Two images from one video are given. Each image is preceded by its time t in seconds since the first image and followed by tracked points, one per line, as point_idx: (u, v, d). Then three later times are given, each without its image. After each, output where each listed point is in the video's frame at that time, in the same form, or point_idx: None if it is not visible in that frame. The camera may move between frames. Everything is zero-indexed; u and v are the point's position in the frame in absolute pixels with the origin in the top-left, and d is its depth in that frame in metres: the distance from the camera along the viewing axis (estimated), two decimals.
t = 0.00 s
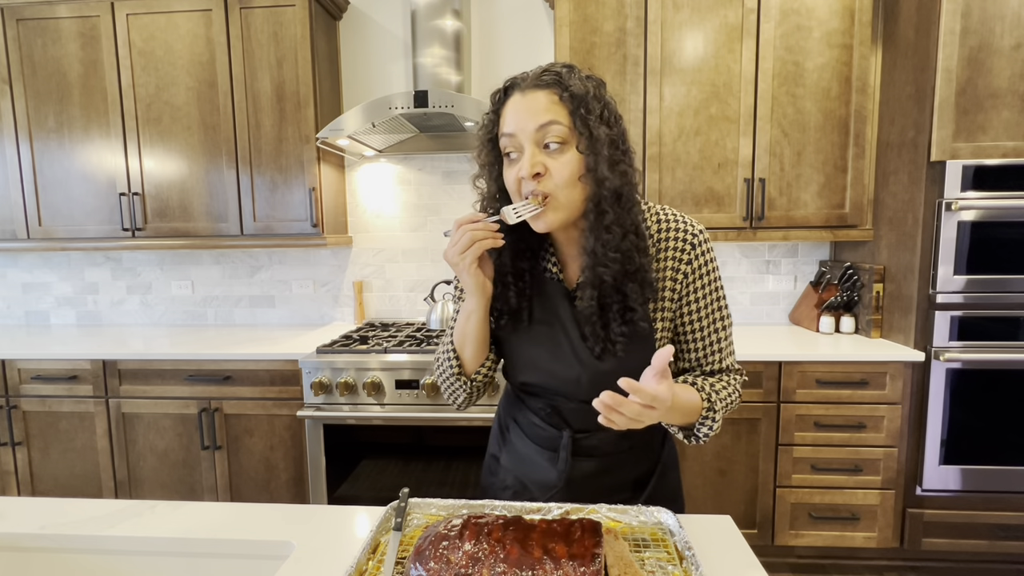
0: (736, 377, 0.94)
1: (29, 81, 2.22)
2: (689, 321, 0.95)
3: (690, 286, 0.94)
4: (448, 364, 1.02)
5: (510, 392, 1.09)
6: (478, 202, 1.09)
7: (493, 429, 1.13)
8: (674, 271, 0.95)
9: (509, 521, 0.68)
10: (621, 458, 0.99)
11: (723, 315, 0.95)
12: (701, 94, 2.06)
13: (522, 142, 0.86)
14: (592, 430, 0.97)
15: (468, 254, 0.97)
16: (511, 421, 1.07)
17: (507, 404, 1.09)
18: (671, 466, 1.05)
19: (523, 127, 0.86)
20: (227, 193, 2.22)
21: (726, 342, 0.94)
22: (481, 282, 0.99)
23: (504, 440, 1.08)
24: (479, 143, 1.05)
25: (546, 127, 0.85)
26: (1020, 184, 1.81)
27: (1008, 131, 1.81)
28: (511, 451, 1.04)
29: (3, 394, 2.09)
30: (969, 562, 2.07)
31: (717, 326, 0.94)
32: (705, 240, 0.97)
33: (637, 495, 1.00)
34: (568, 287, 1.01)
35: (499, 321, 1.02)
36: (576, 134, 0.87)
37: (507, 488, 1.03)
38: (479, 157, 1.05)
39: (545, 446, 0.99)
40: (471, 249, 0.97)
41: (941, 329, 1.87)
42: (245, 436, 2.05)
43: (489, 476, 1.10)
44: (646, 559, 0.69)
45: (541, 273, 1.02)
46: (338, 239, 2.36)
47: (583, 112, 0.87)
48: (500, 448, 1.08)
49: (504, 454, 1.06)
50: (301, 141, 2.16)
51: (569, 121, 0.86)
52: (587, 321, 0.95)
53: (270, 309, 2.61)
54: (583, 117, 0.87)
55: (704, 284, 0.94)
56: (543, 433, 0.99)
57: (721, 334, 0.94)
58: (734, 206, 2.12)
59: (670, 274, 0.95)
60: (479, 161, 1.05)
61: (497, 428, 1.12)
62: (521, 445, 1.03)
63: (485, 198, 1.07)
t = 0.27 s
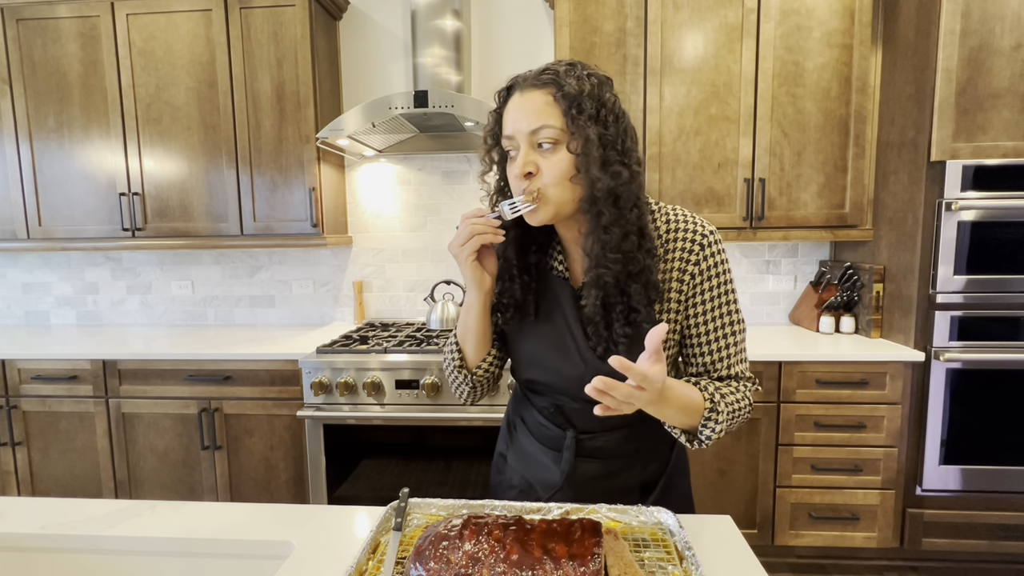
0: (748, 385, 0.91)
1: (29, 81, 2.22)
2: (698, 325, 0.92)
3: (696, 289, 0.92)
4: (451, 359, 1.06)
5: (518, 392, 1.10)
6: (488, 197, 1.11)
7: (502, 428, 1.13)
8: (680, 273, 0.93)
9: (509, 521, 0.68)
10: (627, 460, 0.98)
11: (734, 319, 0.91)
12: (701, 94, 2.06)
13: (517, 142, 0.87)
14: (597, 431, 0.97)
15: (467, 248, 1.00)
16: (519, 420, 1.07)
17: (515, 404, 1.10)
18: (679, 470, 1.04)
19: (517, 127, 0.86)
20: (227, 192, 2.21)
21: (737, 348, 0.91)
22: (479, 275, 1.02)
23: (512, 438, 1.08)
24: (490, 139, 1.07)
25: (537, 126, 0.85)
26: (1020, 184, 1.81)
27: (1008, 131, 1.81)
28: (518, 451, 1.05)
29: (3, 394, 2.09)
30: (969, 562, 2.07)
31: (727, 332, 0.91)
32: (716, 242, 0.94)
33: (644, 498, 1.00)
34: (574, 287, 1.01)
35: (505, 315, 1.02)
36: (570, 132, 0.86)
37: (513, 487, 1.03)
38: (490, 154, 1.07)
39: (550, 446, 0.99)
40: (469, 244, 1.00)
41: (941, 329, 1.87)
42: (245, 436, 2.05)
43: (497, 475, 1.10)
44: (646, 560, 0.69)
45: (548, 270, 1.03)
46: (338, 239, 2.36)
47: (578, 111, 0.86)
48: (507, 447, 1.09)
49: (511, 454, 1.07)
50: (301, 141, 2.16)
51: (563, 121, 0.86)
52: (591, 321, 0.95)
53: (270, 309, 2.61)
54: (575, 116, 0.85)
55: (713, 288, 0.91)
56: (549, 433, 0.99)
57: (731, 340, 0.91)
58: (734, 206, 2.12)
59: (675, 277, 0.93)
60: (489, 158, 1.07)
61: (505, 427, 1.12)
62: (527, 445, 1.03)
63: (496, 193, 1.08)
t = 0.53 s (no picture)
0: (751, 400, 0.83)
1: (29, 81, 2.22)
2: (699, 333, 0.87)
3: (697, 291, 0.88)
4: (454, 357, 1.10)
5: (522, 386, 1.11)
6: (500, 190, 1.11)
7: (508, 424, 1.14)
8: (681, 275, 0.90)
9: (509, 521, 0.68)
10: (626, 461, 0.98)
11: (737, 330, 0.86)
12: (701, 94, 2.06)
13: (525, 136, 0.89)
14: (596, 431, 0.97)
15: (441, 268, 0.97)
16: (521, 416, 1.08)
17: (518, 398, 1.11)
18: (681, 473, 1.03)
19: (525, 121, 0.88)
20: (227, 192, 2.21)
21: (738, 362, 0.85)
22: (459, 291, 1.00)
23: (516, 435, 1.09)
24: (505, 134, 1.07)
25: (543, 121, 0.86)
26: (1020, 184, 1.81)
27: (1008, 131, 1.81)
28: (519, 448, 1.06)
29: (3, 394, 2.09)
30: (969, 561, 2.07)
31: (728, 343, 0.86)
32: (726, 245, 0.90)
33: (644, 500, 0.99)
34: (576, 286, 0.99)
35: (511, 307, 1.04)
36: (575, 129, 0.86)
37: (514, 483, 1.05)
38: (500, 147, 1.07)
39: (549, 443, 0.99)
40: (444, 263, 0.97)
41: (941, 329, 1.87)
42: (245, 436, 2.05)
43: (500, 470, 1.11)
44: (645, 560, 0.69)
45: (554, 267, 1.03)
46: (338, 239, 2.36)
47: (585, 108, 0.86)
48: (510, 443, 1.10)
49: (513, 450, 1.08)
50: (301, 141, 2.16)
51: (569, 118, 0.86)
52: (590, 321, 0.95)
53: (270, 309, 2.61)
54: (582, 112, 0.86)
55: (716, 294, 0.87)
56: (548, 430, 1.00)
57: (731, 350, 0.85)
58: (734, 206, 2.12)
59: (677, 279, 0.90)
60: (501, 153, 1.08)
61: (509, 422, 1.14)
62: (528, 441, 1.04)
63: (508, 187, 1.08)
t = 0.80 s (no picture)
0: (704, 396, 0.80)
1: (29, 81, 2.22)
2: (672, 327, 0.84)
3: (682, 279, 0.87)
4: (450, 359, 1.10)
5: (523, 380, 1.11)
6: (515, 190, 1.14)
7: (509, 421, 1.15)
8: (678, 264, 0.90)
9: (509, 521, 0.68)
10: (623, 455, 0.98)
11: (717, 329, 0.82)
12: (701, 94, 2.06)
13: (547, 133, 0.88)
14: (592, 423, 0.97)
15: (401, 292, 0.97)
16: (521, 410, 1.08)
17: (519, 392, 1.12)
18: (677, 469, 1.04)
19: (547, 119, 0.87)
20: (227, 192, 2.21)
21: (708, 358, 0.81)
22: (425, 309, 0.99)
23: (515, 430, 1.10)
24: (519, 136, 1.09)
25: (567, 118, 0.86)
26: (1020, 184, 1.81)
27: (1008, 131, 1.81)
28: (519, 441, 1.06)
29: (3, 394, 2.10)
30: (969, 561, 2.07)
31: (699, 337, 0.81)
32: (726, 242, 0.89)
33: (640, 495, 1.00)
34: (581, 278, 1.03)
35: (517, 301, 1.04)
36: (598, 124, 0.86)
37: (513, 478, 1.06)
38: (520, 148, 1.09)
39: (547, 436, 1.00)
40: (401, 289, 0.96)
41: (941, 329, 1.87)
42: (245, 436, 2.05)
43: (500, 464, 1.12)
44: (645, 559, 0.69)
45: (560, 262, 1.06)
46: (338, 239, 2.36)
47: (606, 106, 0.87)
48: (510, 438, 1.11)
49: (513, 444, 1.09)
50: (301, 141, 2.16)
51: (591, 115, 0.86)
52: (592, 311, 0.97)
53: (270, 309, 2.61)
54: (605, 109, 0.87)
55: (710, 291, 0.84)
56: (546, 423, 1.00)
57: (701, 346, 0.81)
58: (734, 206, 2.12)
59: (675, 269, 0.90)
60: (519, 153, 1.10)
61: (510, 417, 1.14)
62: (526, 434, 1.05)
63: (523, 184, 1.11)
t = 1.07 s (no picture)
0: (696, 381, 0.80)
1: (29, 81, 2.22)
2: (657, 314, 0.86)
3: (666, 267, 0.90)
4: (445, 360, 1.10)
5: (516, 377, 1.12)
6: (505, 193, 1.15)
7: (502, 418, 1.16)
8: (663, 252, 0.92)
9: (509, 521, 0.68)
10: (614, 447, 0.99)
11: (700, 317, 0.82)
12: (702, 94, 2.06)
13: (557, 129, 0.90)
14: (583, 415, 0.98)
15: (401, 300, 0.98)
16: (514, 406, 1.09)
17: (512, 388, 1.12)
18: (667, 462, 1.05)
19: (557, 115, 0.89)
20: (227, 192, 2.21)
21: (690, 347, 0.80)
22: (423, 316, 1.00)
23: (508, 427, 1.10)
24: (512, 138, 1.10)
25: (579, 113, 0.89)
26: (1020, 184, 1.81)
27: (1008, 131, 1.81)
28: (511, 436, 1.07)
29: (3, 394, 2.09)
30: (969, 561, 2.07)
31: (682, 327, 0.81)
32: (708, 237, 0.90)
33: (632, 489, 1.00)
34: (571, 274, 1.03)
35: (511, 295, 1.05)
36: (606, 122, 0.91)
37: (507, 474, 1.06)
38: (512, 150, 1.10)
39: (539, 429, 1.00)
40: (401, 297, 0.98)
41: (941, 329, 1.87)
42: (244, 436, 2.05)
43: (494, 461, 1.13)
44: (645, 559, 0.69)
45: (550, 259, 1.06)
46: (338, 239, 2.36)
47: (612, 103, 0.91)
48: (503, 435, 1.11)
49: (506, 440, 1.09)
50: (301, 141, 2.16)
51: (600, 112, 0.90)
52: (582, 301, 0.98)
53: (270, 309, 2.61)
54: (613, 107, 0.91)
55: (695, 278, 0.85)
56: (538, 415, 1.00)
57: (688, 337, 0.80)
58: (734, 206, 2.12)
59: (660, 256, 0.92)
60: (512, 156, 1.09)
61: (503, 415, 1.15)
62: (519, 429, 1.05)
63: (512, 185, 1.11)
